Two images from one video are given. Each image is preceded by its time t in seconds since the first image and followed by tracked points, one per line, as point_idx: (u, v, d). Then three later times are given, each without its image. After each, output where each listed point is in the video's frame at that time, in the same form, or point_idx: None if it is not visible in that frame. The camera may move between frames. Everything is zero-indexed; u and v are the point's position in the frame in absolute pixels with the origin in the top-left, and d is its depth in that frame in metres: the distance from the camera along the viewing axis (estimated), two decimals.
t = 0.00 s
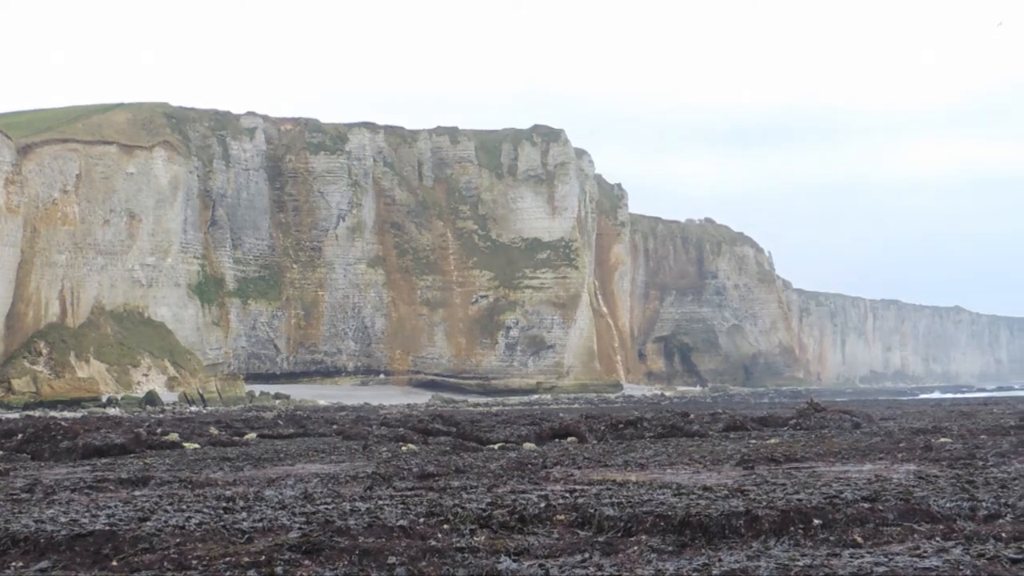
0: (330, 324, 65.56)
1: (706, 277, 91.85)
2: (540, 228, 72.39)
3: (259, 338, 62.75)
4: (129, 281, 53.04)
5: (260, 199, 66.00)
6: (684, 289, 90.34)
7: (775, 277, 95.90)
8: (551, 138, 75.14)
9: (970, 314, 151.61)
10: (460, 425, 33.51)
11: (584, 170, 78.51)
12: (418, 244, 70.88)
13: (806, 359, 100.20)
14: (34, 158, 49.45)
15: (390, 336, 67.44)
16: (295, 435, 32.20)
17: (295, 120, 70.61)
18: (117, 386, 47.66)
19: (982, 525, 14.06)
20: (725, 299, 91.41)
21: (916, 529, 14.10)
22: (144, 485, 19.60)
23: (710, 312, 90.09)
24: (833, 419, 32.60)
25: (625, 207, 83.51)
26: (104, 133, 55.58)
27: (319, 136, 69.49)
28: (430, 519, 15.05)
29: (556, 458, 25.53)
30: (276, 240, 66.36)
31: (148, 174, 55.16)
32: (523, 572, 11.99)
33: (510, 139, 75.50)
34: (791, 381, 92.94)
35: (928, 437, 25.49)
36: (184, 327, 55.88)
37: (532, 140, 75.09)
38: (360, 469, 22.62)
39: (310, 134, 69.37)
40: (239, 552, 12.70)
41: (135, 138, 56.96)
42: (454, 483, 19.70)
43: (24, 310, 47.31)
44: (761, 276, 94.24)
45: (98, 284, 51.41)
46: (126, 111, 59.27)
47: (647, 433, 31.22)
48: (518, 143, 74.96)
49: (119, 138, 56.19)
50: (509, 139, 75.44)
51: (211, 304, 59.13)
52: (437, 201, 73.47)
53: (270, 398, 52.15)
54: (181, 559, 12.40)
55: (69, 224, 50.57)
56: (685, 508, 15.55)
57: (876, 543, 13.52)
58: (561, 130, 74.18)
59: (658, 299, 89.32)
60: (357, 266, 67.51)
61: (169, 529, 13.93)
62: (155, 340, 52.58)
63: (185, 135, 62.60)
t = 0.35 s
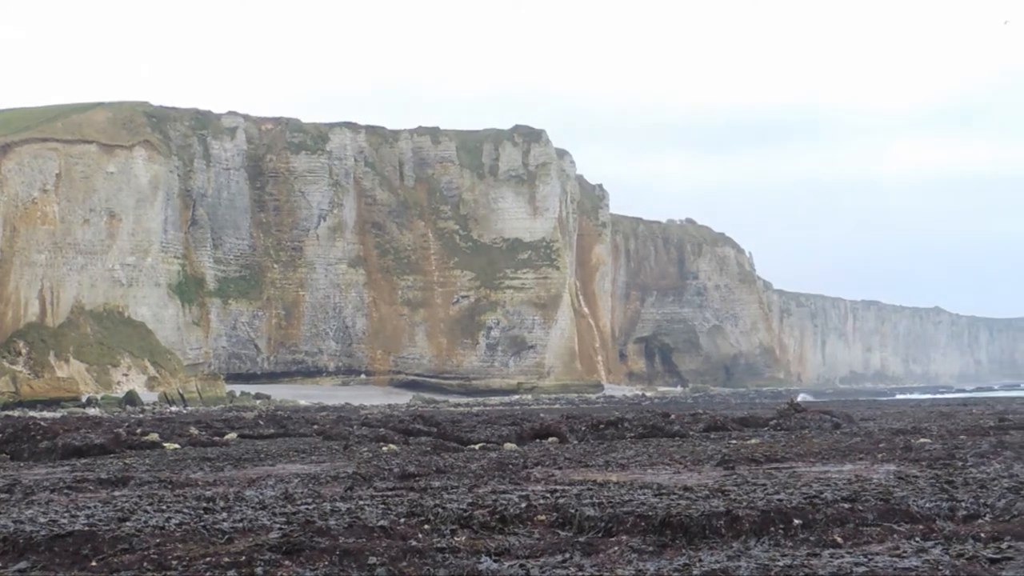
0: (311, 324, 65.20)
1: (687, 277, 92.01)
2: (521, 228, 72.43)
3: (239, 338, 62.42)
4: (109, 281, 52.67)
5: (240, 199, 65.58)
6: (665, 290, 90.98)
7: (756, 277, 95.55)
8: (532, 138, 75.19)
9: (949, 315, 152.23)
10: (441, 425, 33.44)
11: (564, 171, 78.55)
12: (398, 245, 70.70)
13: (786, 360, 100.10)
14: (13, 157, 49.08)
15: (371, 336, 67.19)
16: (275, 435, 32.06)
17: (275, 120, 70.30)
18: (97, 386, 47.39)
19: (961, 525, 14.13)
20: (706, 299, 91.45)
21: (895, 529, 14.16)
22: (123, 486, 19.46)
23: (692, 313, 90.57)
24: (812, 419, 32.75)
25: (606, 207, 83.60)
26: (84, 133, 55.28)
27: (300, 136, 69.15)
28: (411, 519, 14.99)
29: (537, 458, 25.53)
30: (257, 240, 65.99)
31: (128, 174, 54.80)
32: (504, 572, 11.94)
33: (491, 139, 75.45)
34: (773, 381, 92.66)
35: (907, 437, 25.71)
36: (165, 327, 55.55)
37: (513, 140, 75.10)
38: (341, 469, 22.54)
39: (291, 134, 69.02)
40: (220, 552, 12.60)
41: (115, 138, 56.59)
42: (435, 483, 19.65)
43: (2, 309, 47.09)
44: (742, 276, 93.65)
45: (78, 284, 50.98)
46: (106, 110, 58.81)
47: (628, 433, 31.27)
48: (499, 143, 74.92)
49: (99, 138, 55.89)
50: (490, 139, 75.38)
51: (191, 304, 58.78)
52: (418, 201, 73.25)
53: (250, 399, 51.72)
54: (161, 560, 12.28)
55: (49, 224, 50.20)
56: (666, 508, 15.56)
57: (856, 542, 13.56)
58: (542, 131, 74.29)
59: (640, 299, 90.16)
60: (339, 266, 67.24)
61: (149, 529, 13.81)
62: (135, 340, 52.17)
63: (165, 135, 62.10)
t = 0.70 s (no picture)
0: (291, 324, 64.90)
1: (667, 278, 92.47)
2: (501, 228, 72.39)
3: (218, 338, 62.05)
4: (88, 280, 52.33)
5: (220, 198, 65.17)
6: (645, 289, 91.22)
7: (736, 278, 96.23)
8: (512, 139, 75.12)
9: (927, 316, 153.27)
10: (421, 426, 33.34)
11: (544, 171, 78.46)
12: (378, 245, 70.47)
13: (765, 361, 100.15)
14: None
15: (351, 336, 67.07)
16: (254, 436, 31.85)
17: (255, 119, 70.00)
18: (76, 386, 46.62)
19: (939, 524, 14.18)
20: (686, 300, 92.15)
21: (874, 529, 14.19)
22: (102, 486, 19.26)
23: (671, 313, 91.06)
24: (791, 420, 32.86)
25: (586, 208, 83.72)
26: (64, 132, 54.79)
27: (280, 135, 68.81)
28: (390, 519, 14.91)
29: (516, 458, 25.52)
30: (236, 239, 65.66)
31: (107, 174, 54.44)
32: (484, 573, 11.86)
33: (471, 140, 75.37)
34: (752, 381, 93.01)
35: (885, 437, 25.86)
36: (144, 327, 55.26)
37: (493, 140, 75.08)
38: (320, 469, 22.41)
39: (270, 134, 68.68)
40: (198, 552, 12.46)
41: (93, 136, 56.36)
42: (415, 483, 19.57)
43: None
44: (722, 277, 94.67)
45: (57, 283, 50.52)
46: (85, 109, 58.37)
47: (608, 433, 31.28)
48: (479, 143, 74.86)
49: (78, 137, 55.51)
50: (471, 139, 75.32)
51: (170, 304, 58.41)
52: (398, 201, 73.06)
53: (229, 399, 51.01)
54: (140, 560, 12.13)
55: (28, 223, 49.62)
56: (645, 508, 15.54)
57: (834, 543, 13.58)
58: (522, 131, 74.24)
59: (619, 300, 89.59)
60: (318, 266, 66.92)
61: (127, 529, 13.66)
62: (114, 339, 51.81)
63: (144, 134, 61.60)
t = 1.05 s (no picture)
0: (274, 324, 64.63)
1: (650, 278, 92.68)
2: (485, 228, 72.35)
3: (200, 337, 61.73)
4: (70, 280, 51.98)
5: (202, 198, 64.84)
6: (628, 290, 91.47)
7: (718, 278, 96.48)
8: (496, 139, 75.08)
9: (909, 316, 154.16)
10: (404, 426, 33.23)
11: (528, 171, 78.48)
12: (361, 245, 70.16)
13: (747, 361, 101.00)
14: None
15: (334, 336, 66.94)
16: (237, 436, 31.66)
17: (238, 118, 69.68)
18: (57, 386, 46.06)
19: (921, 524, 14.23)
20: (669, 300, 92.02)
21: (856, 529, 14.23)
22: (83, 486, 19.10)
23: (654, 313, 91.21)
24: (774, 420, 32.96)
25: (569, 208, 83.82)
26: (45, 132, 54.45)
27: (263, 135, 68.47)
28: (373, 519, 14.85)
29: (499, 458, 25.50)
30: (219, 239, 65.42)
31: (89, 173, 54.00)
32: (466, 573, 11.82)
33: (454, 140, 75.30)
34: (734, 381, 93.19)
35: (867, 437, 26.01)
36: (126, 326, 54.91)
37: (476, 140, 75.04)
38: (303, 469, 22.32)
39: (253, 133, 68.34)
40: (180, 552, 12.38)
41: (76, 136, 55.98)
42: (398, 483, 19.50)
43: None
44: (705, 277, 94.87)
45: (39, 283, 50.12)
46: (66, 108, 57.94)
47: (591, 433, 31.32)
48: (462, 143, 74.77)
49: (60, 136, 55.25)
50: (454, 139, 75.23)
51: (153, 303, 58.09)
52: (381, 200, 72.85)
53: (212, 399, 51.02)
54: (122, 560, 12.04)
55: (8, 222, 49.32)
56: (628, 509, 15.54)
57: (816, 543, 13.60)
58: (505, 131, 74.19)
59: (602, 300, 90.14)
60: (301, 266, 66.60)
61: (109, 529, 13.55)
62: (96, 337, 51.44)
63: (127, 133, 61.15)
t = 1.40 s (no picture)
0: (255, 323, 64.16)
1: (632, 278, 92.76)
2: (468, 228, 72.29)
3: (182, 337, 61.34)
4: (50, 279, 51.72)
5: (183, 197, 64.47)
6: (610, 290, 91.48)
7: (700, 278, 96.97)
8: (478, 138, 75.10)
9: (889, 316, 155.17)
10: (386, 426, 33.05)
11: (510, 170, 78.40)
12: (344, 244, 69.61)
13: (729, 361, 101.31)
14: None
15: (316, 336, 66.40)
16: (218, 435, 31.40)
17: (220, 117, 69.50)
18: (37, 385, 45.55)
19: (901, 524, 14.24)
20: (651, 300, 92.29)
21: (837, 528, 14.26)
22: (62, 486, 18.92)
23: (636, 313, 91.20)
24: (755, 419, 33.05)
25: (551, 208, 83.89)
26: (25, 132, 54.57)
27: (245, 134, 68.15)
28: (354, 519, 14.76)
29: (480, 458, 25.42)
30: (200, 238, 65.11)
31: (70, 171, 53.72)
32: (448, 573, 11.77)
33: (437, 139, 75.22)
34: (716, 381, 93.66)
35: (848, 436, 26.11)
36: (107, 325, 54.54)
37: (459, 139, 74.99)
38: (284, 469, 22.19)
39: (235, 132, 68.02)
40: (161, 552, 12.26)
41: (56, 134, 55.60)
42: (379, 483, 19.40)
43: None
44: (686, 277, 95.29)
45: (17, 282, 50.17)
46: (47, 106, 57.54)
47: (573, 433, 31.29)
48: (445, 143, 74.69)
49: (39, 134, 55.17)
50: (435, 139, 75.16)
51: (134, 302, 57.84)
52: (363, 200, 72.62)
53: (194, 398, 50.58)
54: (102, 560, 11.92)
55: None
56: (610, 508, 15.51)
57: (797, 542, 13.60)
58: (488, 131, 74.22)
59: (584, 300, 89.89)
60: (283, 266, 66.18)
61: (90, 529, 13.42)
62: (77, 337, 51.02)
63: (108, 131, 60.66)
